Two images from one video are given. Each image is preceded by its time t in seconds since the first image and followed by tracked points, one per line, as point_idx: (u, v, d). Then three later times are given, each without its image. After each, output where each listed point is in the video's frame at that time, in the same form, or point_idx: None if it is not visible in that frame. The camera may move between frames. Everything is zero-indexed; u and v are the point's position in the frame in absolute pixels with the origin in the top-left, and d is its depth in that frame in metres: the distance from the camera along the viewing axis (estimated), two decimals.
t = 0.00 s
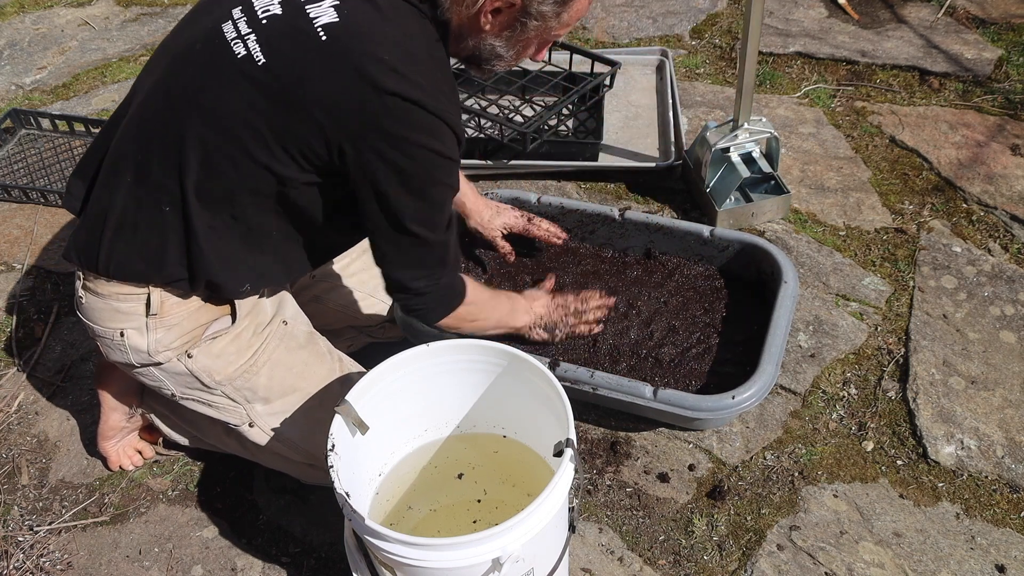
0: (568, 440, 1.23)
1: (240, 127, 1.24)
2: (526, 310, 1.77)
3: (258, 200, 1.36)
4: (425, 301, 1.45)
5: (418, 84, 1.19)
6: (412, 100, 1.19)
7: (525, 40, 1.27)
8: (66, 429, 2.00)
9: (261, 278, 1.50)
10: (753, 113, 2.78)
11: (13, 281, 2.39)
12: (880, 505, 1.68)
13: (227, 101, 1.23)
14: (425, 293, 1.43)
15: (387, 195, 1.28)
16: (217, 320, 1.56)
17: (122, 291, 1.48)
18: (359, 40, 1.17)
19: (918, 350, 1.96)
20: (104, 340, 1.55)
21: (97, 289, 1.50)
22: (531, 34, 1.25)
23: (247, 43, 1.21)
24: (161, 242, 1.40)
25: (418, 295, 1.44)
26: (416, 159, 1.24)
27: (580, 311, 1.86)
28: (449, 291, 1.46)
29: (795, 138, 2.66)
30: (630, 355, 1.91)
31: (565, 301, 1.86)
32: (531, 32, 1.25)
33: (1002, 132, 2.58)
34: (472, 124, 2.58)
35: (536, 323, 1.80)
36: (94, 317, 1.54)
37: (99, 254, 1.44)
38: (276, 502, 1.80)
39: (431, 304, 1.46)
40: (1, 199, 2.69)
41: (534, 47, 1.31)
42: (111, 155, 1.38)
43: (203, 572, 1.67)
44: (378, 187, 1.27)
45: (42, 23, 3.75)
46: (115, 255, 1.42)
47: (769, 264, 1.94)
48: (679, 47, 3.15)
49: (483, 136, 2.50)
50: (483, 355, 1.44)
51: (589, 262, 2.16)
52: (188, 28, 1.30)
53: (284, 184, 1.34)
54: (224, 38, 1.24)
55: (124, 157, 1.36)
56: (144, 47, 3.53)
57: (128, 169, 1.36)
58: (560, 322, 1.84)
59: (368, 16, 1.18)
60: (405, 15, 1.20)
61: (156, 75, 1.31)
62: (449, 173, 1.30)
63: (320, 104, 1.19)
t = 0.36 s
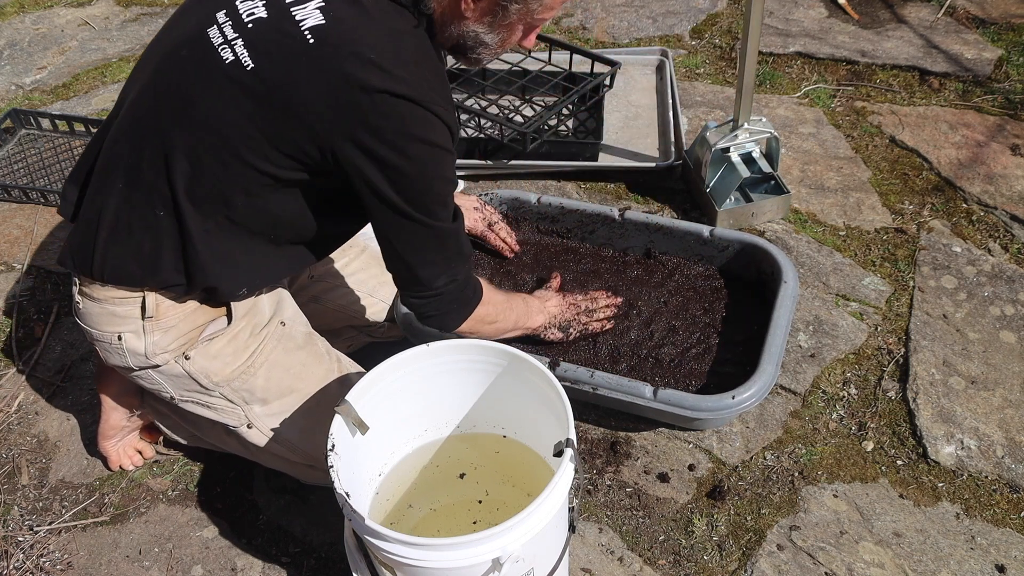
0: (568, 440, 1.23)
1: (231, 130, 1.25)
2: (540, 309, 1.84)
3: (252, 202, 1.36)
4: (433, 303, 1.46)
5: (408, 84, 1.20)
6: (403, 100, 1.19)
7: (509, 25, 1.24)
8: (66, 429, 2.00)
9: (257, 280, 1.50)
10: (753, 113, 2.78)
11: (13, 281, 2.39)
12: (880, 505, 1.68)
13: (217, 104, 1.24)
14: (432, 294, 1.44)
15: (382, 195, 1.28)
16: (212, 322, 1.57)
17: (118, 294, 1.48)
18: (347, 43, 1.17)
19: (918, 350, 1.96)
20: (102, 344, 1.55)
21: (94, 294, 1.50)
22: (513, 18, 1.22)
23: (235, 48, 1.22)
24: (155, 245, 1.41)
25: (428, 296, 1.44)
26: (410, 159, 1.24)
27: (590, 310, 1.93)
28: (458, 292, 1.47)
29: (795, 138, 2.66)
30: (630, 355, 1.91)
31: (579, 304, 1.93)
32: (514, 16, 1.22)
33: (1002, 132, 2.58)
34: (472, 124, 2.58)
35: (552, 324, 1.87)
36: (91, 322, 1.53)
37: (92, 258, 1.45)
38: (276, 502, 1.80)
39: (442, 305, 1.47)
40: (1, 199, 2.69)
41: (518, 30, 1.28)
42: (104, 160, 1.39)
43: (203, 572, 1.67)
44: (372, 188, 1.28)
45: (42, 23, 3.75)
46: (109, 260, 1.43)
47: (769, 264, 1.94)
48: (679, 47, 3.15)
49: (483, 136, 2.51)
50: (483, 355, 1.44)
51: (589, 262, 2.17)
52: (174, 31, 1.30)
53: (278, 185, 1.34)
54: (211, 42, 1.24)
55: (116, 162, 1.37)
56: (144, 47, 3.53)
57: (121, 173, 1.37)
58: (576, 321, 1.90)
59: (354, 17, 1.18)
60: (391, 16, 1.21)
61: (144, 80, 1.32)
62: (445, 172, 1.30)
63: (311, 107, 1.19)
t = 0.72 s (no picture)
0: (568, 440, 1.23)
1: (211, 149, 1.27)
2: (561, 324, 1.83)
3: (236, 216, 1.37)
4: (436, 302, 1.46)
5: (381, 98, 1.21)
6: (377, 113, 1.20)
7: (472, 23, 1.25)
8: (67, 429, 2.00)
9: (244, 291, 1.51)
10: (753, 113, 2.78)
11: (13, 281, 2.39)
12: (880, 505, 1.68)
13: (195, 125, 1.26)
14: (430, 295, 1.45)
15: (363, 206, 1.30)
16: (196, 326, 1.57)
17: (103, 306, 1.49)
18: (319, 60, 1.18)
19: (918, 350, 1.96)
20: (91, 358, 1.55)
21: (80, 308, 1.51)
22: (474, 15, 1.23)
23: (209, 71, 1.23)
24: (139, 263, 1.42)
25: (429, 296, 1.45)
26: (388, 171, 1.25)
27: (612, 323, 1.89)
28: (459, 288, 1.47)
29: (795, 138, 2.67)
30: (631, 355, 1.91)
31: (603, 318, 1.90)
32: (474, 13, 1.23)
33: (1001, 132, 2.58)
34: (472, 125, 2.58)
35: (571, 337, 1.84)
36: (78, 337, 1.55)
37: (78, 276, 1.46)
38: (276, 502, 1.80)
39: (443, 304, 1.47)
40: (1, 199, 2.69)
41: (482, 28, 1.29)
42: (86, 182, 1.41)
43: (203, 572, 1.67)
44: (353, 199, 1.29)
45: (42, 23, 3.75)
46: (94, 278, 1.44)
47: (769, 264, 1.94)
48: (679, 47, 3.15)
49: (483, 136, 2.51)
50: (483, 355, 1.44)
51: (589, 262, 2.17)
52: (147, 55, 1.32)
53: (260, 199, 1.36)
54: (184, 65, 1.25)
55: (98, 184, 1.39)
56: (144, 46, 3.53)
57: (103, 195, 1.39)
58: (597, 334, 1.87)
59: (324, 36, 1.19)
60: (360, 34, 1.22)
61: (121, 102, 1.34)
62: (425, 181, 1.30)
63: (287, 124, 1.21)
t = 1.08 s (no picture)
0: (568, 440, 1.23)
1: (212, 136, 1.28)
2: (568, 295, 1.85)
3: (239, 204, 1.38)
4: (438, 280, 1.47)
5: (381, 80, 1.22)
6: (377, 95, 1.21)
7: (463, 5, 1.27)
8: (66, 429, 2.00)
9: (246, 280, 1.52)
10: (753, 113, 2.78)
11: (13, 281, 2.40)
12: (880, 505, 1.68)
13: (196, 114, 1.27)
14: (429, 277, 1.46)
15: (367, 188, 1.30)
16: (198, 321, 1.59)
17: (107, 301, 1.50)
18: (318, 46, 1.19)
19: (918, 350, 1.96)
20: (93, 355, 1.56)
21: (83, 304, 1.52)
22: None
23: (209, 61, 1.24)
24: (142, 256, 1.42)
25: (427, 278, 1.46)
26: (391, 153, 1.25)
27: (624, 299, 1.92)
28: (458, 270, 1.48)
29: (795, 138, 2.67)
30: (631, 355, 1.91)
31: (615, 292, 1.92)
32: None
33: (1002, 132, 2.58)
34: (472, 124, 2.59)
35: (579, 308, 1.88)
36: (81, 333, 1.55)
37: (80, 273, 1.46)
38: (276, 502, 1.80)
39: (442, 284, 1.48)
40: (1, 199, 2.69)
41: (474, 10, 1.32)
42: (87, 179, 1.42)
43: (203, 572, 1.67)
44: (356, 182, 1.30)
45: (42, 23, 3.75)
46: (96, 273, 1.44)
47: (769, 264, 1.94)
48: (679, 47, 3.15)
49: (483, 136, 2.51)
50: (483, 355, 1.44)
51: (590, 262, 2.17)
52: (146, 50, 1.33)
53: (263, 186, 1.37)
54: (184, 57, 1.27)
55: (100, 179, 1.39)
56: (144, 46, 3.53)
57: (104, 190, 1.40)
58: (605, 305, 1.90)
59: (321, 20, 1.21)
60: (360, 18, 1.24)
61: (121, 97, 1.35)
62: (427, 163, 1.31)
63: (289, 109, 1.22)
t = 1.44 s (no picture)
0: (568, 440, 1.23)
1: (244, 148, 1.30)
2: (575, 303, 1.87)
3: (266, 210, 1.41)
4: (456, 281, 1.48)
5: (414, 94, 1.24)
6: (411, 108, 1.23)
7: (490, 19, 1.30)
8: (66, 429, 2.00)
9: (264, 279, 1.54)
10: (753, 113, 2.78)
11: (13, 281, 2.40)
12: (880, 505, 1.68)
13: (231, 127, 1.29)
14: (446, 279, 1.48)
15: (394, 196, 1.33)
16: (201, 320, 1.59)
17: (113, 299, 1.50)
18: (354, 60, 1.20)
19: (918, 350, 1.96)
20: (94, 350, 1.56)
21: (89, 300, 1.51)
22: (492, 12, 1.28)
23: (244, 76, 1.25)
24: (166, 262, 1.44)
25: (447, 279, 1.48)
26: (422, 165, 1.28)
27: (626, 301, 1.95)
28: (476, 271, 1.49)
29: (795, 138, 2.67)
30: (630, 356, 1.91)
31: (619, 297, 1.95)
32: (493, 10, 1.28)
33: (1001, 132, 2.58)
34: (472, 124, 2.59)
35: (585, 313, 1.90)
36: (84, 328, 1.55)
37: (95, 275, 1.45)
38: (276, 502, 1.79)
39: (462, 284, 1.49)
40: (1, 199, 2.69)
41: (500, 25, 1.35)
42: (106, 184, 1.41)
43: (203, 572, 1.67)
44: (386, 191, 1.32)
45: (42, 23, 3.75)
46: (113, 278, 1.44)
47: (769, 264, 1.93)
48: (679, 47, 3.15)
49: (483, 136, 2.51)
50: (483, 355, 1.44)
51: (589, 262, 2.17)
52: (176, 59, 1.33)
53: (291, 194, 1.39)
54: (218, 70, 1.28)
55: (122, 186, 1.39)
56: (144, 46, 3.53)
57: (127, 197, 1.40)
58: (612, 310, 1.93)
59: (356, 35, 1.22)
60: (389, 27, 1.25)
61: (148, 106, 1.35)
62: (454, 172, 1.34)
63: (323, 123, 1.24)
